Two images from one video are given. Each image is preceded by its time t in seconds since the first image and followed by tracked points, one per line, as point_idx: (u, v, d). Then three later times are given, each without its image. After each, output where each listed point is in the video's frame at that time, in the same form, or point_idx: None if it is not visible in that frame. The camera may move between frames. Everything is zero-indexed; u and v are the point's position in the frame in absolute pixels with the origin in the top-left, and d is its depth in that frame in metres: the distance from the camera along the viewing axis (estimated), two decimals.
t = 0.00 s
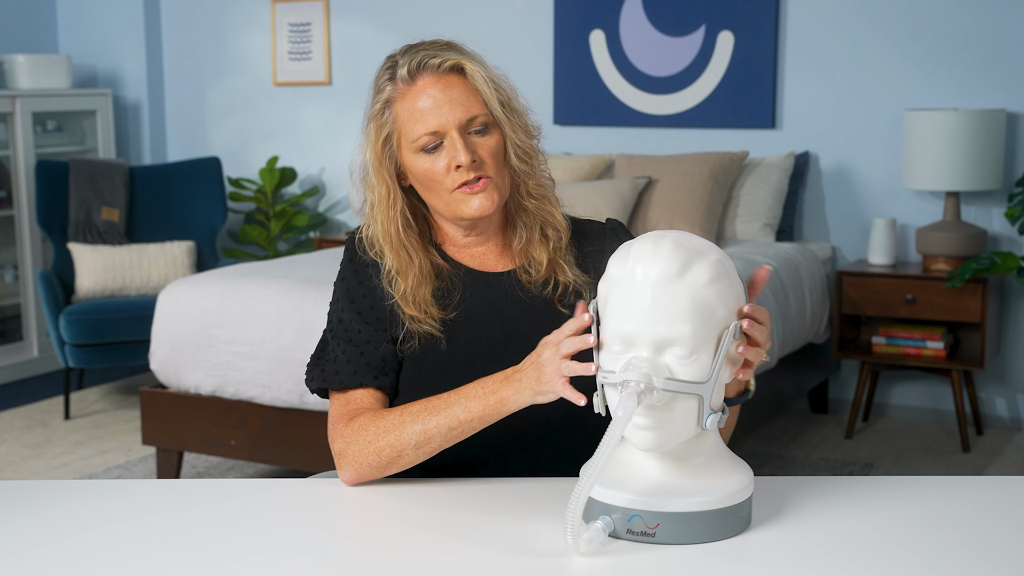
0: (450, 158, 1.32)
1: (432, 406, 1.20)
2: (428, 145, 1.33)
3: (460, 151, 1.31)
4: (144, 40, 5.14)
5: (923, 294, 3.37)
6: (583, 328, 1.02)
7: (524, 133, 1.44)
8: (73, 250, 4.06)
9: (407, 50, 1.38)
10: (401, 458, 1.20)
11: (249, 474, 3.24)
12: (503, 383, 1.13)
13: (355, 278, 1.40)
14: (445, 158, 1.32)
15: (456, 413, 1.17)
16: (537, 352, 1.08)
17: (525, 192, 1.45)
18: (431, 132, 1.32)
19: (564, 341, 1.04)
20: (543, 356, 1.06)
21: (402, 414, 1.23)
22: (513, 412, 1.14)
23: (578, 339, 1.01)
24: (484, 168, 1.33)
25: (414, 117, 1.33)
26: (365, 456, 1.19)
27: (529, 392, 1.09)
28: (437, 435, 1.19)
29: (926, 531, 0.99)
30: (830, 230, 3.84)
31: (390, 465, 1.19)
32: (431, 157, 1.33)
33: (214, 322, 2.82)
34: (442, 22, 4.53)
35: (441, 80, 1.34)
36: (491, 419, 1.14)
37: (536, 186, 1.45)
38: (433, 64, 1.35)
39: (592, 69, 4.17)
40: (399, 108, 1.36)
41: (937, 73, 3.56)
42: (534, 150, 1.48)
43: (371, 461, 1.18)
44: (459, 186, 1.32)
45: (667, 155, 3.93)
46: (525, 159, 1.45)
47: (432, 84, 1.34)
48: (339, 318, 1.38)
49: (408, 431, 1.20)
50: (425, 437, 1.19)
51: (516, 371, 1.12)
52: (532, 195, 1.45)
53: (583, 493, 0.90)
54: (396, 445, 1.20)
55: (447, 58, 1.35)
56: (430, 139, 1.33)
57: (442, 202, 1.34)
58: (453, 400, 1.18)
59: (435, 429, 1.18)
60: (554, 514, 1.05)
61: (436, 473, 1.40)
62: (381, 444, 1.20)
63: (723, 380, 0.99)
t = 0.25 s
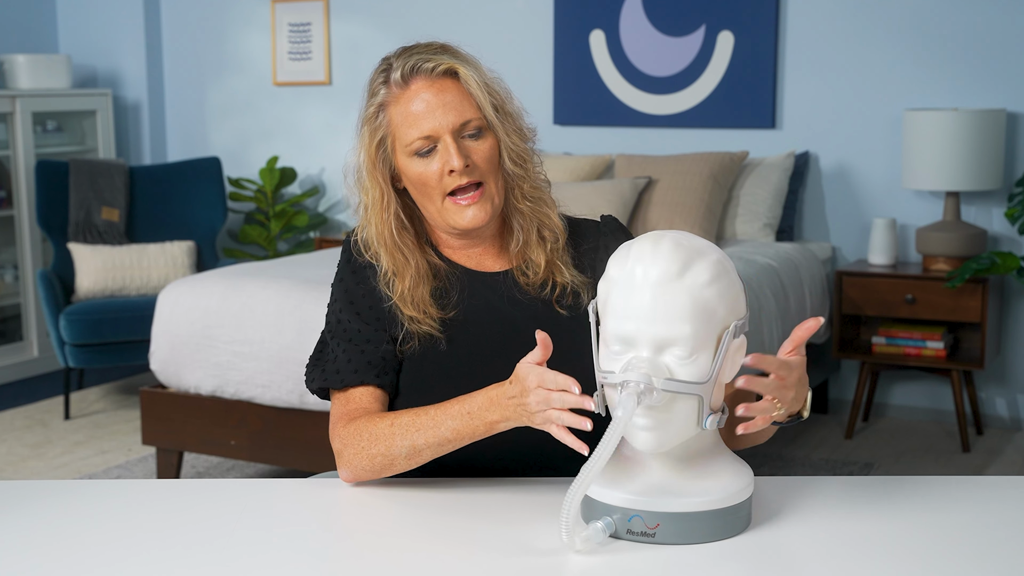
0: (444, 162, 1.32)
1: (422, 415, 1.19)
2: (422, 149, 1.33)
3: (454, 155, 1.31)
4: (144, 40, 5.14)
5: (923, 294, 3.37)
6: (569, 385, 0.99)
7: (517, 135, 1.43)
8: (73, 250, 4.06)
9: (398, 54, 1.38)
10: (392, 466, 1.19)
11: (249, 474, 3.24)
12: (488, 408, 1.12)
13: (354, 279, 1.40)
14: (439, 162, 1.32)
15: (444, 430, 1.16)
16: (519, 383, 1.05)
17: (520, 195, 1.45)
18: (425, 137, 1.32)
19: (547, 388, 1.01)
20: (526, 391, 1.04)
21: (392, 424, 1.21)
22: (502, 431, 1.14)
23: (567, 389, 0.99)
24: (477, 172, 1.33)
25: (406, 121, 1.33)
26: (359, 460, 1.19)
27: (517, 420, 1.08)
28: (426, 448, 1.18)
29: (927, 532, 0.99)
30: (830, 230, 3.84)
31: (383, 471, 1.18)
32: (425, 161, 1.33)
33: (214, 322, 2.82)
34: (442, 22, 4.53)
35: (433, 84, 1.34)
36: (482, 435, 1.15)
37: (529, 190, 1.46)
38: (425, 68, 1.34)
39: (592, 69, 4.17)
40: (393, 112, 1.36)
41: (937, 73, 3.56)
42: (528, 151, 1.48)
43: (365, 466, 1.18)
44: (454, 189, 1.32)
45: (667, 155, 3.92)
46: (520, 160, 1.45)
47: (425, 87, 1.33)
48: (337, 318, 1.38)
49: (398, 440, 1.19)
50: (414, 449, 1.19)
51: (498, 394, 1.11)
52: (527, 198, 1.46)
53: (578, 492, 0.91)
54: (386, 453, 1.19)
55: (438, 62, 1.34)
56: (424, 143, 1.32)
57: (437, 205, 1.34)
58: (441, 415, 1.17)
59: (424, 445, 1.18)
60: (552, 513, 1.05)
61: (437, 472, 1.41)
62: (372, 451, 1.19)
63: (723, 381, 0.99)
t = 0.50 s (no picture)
0: (441, 166, 1.32)
1: (430, 415, 1.19)
2: (419, 154, 1.33)
3: (451, 159, 1.31)
4: (144, 40, 5.14)
5: (923, 294, 3.37)
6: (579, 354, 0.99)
7: (514, 136, 1.43)
8: (73, 250, 4.06)
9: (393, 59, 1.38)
10: (401, 466, 1.19)
11: (249, 474, 3.24)
12: (497, 402, 1.12)
13: (355, 281, 1.40)
14: (436, 167, 1.32)
15: (452, 427, 1.16)
16: (530, 372, 1.05)
17: (520, 194, 1.45)
18: (422, 142, 1.32)
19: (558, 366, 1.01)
20: (537, 379, 1.04)
21: (401, 423, 1.21)
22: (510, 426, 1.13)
23: (578, 357, 0.99)
24: (476, 174, 1.33)
25: (403, 126, 1.33)
26: (366, 461, 1.18)
27: (528, 413, 1.08)
28: (435, 447, 1.18)
29: (928, 532, 0.98)
30: (830, 229, 3.84)
31: (390, 473, 1.18)
32: (422, 166, 1.33)
33: (214, 322, 2.82)
34: (442, 22, 4.53)
35: (428, 88, 1.34)
36: (491, 431, 1.14)
37: (530, 189, 1.46)
38: (419, 73, 1.34)
39: (592, 69, 4.17)
40: (389, 118, 1.36)
41: (937, 73, 3.56)
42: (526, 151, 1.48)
43: (371, 468, 1.18)
44: (452, 193, 1.32)
45: (667, 155, 3.93)
46: (518, 161, 1.45)
47: (420, 92, 1.33)
48: (338, 320, 1.38)
49: (406, 439, 1.19)
50: (422, 449, 1.19)
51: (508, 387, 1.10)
52: (527, 197, 1.46)
53: (580, 494, 0.90)
54: (394, 454, 1.19)
55: (432, 66, 1.34)
56: (421, 148, 1.32)
57: (437, 208, 1.34)
58: (449, 412, 1.17)
59: (433, 443, 1.18)
60: (552, 515, 1.05)
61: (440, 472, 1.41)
62: (379, 452, 1.19)
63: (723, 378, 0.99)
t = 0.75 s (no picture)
0: (440, 164, 1.31)
1: (421, 412, 1.20)
2: (419, 151, 1.33)
3: (451, 158, 1.31)
4: (144, 40, 5.14)
5: (923, 294, 3.37)
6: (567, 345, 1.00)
7: (516, 137, 1.42)
8: (73, 250, 4.06)
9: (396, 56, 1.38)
10: (392, 465, 1.19)
11: (249, 474, 3.24)
12: (487, 398, 1.11)
13: (353, 280, 1.41)
14: (435, 165, 1.32)
15: (443, 424, 1.16)
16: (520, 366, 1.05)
17: (519, 196, 1.44)
18: (422, 139, 1.32)
19: (546, 358, 1.02)
20: (526, 373, 1.04)
21: (392, 421, 1.22)
22: (501, 422, 1.13)
23: (569, 355, 0.99)
24: (474, 174, 1.33)
25: (403, 124, 1.33)
26: (357, 461, 1.19)
27: (519, 408, 1.07)
28: (425, 444, 1.18)
29: (928, 532, 0.98)
30: (830, 229, 3.84)
31: (381, 472, 1.19)
32: (422, 164, 1.33)
33: (214, 322, 2.82)
34: (442, 22, 4.53)
35: (429, 86, 1.34)
36: (481, 427, 1.14)
37: (529, 190, 1.44)
38: (421, 70, 1.34)
39: (592, 69, 4.17)
40: (390, 114, 1.36)
41: (937, 73, 3.56)
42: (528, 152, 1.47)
43: (361, 466, 1.18)
44: (451, 192, 1.32)
45: (667, 156, 3.93)
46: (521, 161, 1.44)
47: (421, 89, 1.33)
48: (335, 320, 1.39)
49: (397, 438, 1.19)
50: (413, 447, 1.19)
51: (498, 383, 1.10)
52: (526, 199, 1.44)
53: (579, 493, 0.90)
54: (385, 452, 1.19)
55: (433, 64, 1.34)
56: (420, 146, 1.32)
57: (435, 207, 1.34)
58: (440, 410, 1.17)
59: (423, 440, 1.18)
60: (552, 514, 1.05)
61: (438, 472, 1.41)
62: (370, 451, 1.20)
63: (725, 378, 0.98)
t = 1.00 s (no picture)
0: (432, 158, 1.31)
1: (413, 408, 1.20)
2: (414, 143, 1.33)
3: (442, 152, 1.31)
4: (144, 40, 5.14)
5: (923, 294, 3.37)
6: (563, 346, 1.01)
7: (517, 138, 1.41)
8: (73, 250, 4.06)
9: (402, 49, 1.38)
10: (378, 460, 1.20)
11: (249, 474, 3.24)
12: (482, 396, 1.12)
13: (352, 275, 1.41)
14: (428, 158, 1.32)
15: (436, 421, 1.16)
16: (517, 364, 1.06)
17: (515, 200, 1.42)
18: (417, 131, 1.32)
19: (546, 356, 1.03)
20: (524, 371, 1.05)
21: (381, 416, 1.22)
22: (495, 420, 1.13)
23: (570, 356, 1.00)
24: (465, 171, 1.32)
25: (400, 115, 1.33)
26: (342, 455, 1.20)
27: (514, 405, 1.08)
28: (416, 440, 1.19)
29: (927, 533, 0.98)
30: (830, 229, 3.84)
31: (366, 467, 1.20)
32: (415, 155, 1.33)
33: (213, 322, 2.82)
34: (442, 22, 4.53)
35: (429, 81, 1.34)
36: (476, 425, 1.15)
37: (525, 194, 1.42)
38: (421, 63, 1.34)
39: (592, 69, 4.17)
40: (389, 105, 1.36)
41: (937, 73, 3.57)
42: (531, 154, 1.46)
43: (347, 460, 1.19)
44: (441, 187, 1.32)
45: (667, 155, 3.93)
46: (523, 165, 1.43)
47: (421, 83, 1.33)
48: (334, 315, 1.39)
49: (388, 433, 1.20)
50: (403, 442, 1.19)
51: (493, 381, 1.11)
52: (522, 204, 1.43)
53: (581, 489, 0.90)
54: (373, 447, 1.20)
55: (436, 58, 1.34)
56: (415, 138, 1.32)
57: (427, 201, 1.34)
58: (433, 406, 1.17)
59: (415, 436, 1.18)
60: (551, 514, 1.05)
61: (435, 472, 1.41)
62: (358, 446, 1.20)
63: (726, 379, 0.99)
